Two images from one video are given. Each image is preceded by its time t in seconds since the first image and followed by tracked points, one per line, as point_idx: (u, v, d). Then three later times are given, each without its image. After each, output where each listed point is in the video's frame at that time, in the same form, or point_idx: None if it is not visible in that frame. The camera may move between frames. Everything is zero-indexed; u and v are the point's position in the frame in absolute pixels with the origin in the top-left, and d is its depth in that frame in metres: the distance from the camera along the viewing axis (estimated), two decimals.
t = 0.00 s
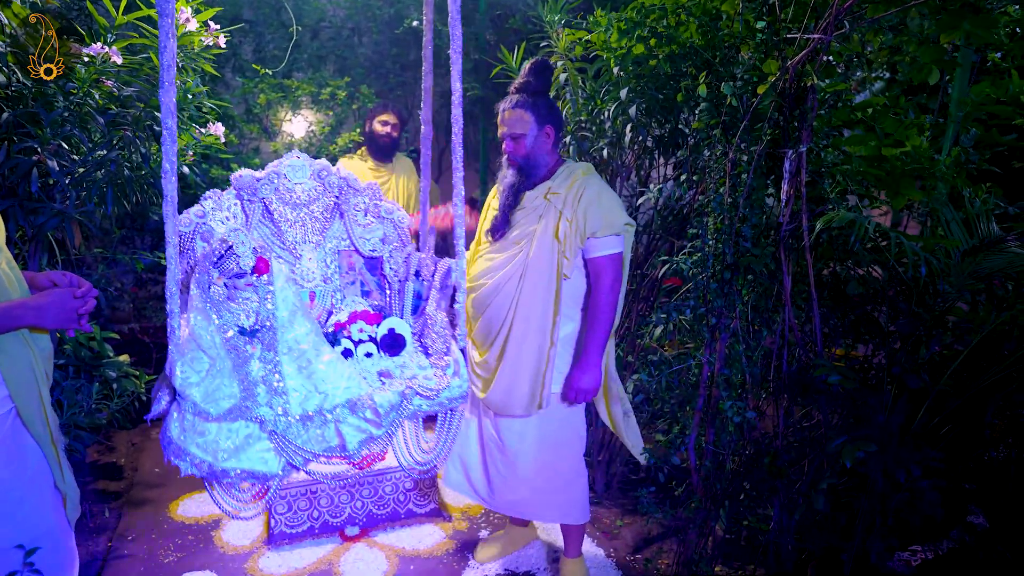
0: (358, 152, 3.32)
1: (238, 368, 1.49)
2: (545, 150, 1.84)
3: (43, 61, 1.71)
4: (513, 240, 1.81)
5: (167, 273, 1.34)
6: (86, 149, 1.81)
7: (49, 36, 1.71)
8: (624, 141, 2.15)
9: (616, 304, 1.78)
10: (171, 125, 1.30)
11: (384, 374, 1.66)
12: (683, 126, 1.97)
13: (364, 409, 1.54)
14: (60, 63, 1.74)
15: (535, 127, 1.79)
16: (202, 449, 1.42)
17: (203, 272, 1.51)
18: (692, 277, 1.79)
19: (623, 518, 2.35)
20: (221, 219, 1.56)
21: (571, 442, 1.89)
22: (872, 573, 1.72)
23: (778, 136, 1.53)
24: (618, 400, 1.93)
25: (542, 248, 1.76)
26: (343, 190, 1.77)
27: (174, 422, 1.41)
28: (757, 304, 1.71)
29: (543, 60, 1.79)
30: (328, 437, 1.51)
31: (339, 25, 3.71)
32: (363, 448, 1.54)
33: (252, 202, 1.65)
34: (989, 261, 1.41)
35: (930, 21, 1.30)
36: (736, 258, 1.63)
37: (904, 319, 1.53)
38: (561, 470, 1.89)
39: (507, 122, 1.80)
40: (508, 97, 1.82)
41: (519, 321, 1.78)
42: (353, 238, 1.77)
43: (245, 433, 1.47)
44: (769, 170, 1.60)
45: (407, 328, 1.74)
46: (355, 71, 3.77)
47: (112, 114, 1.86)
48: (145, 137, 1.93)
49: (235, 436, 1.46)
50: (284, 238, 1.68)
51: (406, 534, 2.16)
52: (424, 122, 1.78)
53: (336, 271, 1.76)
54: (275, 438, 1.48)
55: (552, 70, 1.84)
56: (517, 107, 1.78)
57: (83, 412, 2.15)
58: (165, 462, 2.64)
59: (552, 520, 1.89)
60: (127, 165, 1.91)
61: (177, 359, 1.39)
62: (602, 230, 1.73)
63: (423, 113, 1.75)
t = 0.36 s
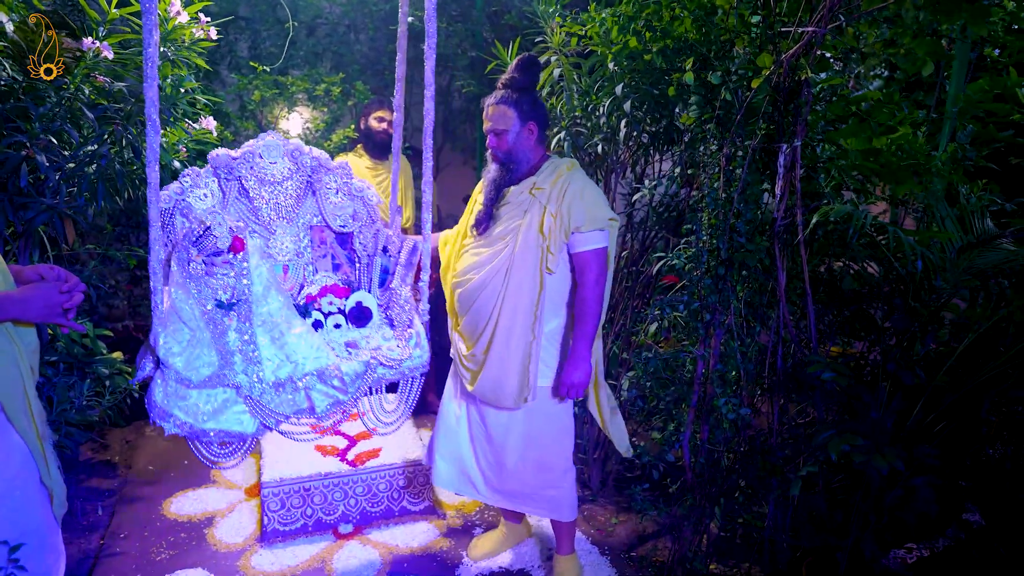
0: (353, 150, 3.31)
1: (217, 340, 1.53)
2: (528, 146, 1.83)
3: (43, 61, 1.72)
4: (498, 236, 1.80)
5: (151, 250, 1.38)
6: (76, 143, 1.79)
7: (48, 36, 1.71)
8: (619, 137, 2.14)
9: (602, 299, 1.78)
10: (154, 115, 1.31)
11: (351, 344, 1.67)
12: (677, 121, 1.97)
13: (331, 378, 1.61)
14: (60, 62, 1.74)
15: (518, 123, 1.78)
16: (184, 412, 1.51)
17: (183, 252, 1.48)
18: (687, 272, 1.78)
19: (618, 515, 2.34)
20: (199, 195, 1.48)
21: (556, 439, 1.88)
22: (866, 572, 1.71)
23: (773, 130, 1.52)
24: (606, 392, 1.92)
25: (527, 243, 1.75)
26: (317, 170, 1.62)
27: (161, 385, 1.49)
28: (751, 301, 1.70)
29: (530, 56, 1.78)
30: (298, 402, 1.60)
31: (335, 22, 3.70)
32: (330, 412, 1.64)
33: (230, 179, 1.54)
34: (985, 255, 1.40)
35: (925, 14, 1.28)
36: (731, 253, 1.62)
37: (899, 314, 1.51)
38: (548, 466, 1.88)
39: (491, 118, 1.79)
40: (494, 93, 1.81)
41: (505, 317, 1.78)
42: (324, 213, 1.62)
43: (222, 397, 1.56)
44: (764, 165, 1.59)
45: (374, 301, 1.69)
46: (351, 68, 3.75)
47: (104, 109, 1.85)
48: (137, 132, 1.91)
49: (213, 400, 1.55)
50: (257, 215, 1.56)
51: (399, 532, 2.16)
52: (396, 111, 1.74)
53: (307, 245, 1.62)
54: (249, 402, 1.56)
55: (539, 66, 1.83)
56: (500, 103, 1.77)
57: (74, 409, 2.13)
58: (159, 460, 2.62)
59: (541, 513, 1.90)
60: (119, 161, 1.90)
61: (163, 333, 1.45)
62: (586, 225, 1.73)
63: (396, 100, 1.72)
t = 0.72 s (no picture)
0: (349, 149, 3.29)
1: (201, 322, 1.67)
2: (515, 148, 1.82)
3: (43, 62, 1.73)
4: (486, 237, 1.78)
5: (138, 241, 1.49)
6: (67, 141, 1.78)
7: (48, 36, 1.72)
8: (614, 135, 2.12)
9: (589, 299, 1.78)
10: (140, 111, 1.42)
11: (331, 325, 1.83)
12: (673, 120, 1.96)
13: (311, 358, 1.75)
14: (60, 62, 1.75)
15: (505, 124, 1.77)
16: (171, 390, 1.64)
17: (168, 237, 1.62)
18: (682, 271, 1.77)
19: (615, 516, 2.33)
20: (184, 181, 1.62)
21: (546, 441, 1.86)
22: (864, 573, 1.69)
23: (768, 128, 1.51)
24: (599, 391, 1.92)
25: (516, 244, 1.74)
26: (298, 156, 1.77)
27: (147, 366, 1.62)
28: (747, 300, 1.69)
29: (520, 56, 1.77)
30: (279, 380, 1.74)
31: (331, 21, 3.70)
32: (310, 389, 1.78)
33: (213, 166, 1.68)
34: (984, 253, 1.40)
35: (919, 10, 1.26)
36: (726, 252, 1.61)
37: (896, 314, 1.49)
38: (537, 468, 1.86)
39: (479, 119, 1.78)
40: (483, 93, 1.80)
41: (493, 318, 1.77)
42: (306, 198, 1.79)
43: (207, 376, 1.69)
44: (758, 163, 1.58)
45: (353, 285, 1.86)
46: (347, 67, 3.74)
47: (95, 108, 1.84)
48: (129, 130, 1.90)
49: (199, 378, 1.68)
50: (241, 199, 1.72)
51: (394, 532, 2.14)
52: (379, 102, 1.85)
53: (290, 229, 1.79)
54: (232, 380, 1.70)
55: (528, 67, 1.82)
56: (488, 104, 1.76)
57: (66, 410, 2.12)
58: (155, 460, 2.62)
59: (531, 515, 1.89)
60: (111, 160, 1.89)
61: (150, 315, 1.60)
62: (574, 226, 1.72)
63: (379, 92, 1.84)
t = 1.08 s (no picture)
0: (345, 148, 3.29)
1: (194, 315, 1.66)
2: (510, 147, 1.81)
3: (42, 61, 1.71)
4: (482, 235, 1.77)
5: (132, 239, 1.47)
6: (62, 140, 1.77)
7: (47, 36, 1.70)
8: (612, 133, 2.11)
9: (583, 297, 1.78)
10: (133, 109, 1.41)
11: (322, 319, 1.83)
12: (671, 118, 1.94)
13: (303, 352, 1.76)
14: (60, 62, 1.73)
15: (501, 123, 1.76)
16: (164, 381, 1.64)
17: (161, 231, 1.61)
18: (679, 270, 1.76)
19: (613, 516, 2.32)
20: (178, 175, 1.61)
21: (541, 439, 1.85)
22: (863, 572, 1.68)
23: (767, 126, 1.50)
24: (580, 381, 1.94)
25: (512, 243, 1.73)
26: (292, 150, 1.75)
27: (141, 358, 1.61)
28: (745, 299, 1.68)
29: (516, 54, 1.75)
30: (271, 372, 1.75)
31: (329, 20, 3.68)
32: (302, 381, 1.79)
33: (206, 159, 1.65)
34: (985, 250, 1.39)
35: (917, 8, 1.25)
36: (724, 251, 1.60)
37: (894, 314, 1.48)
38: (533, 468, 1.85)
39: (473, 117, 1.76)
40: (478, 90, 1.78)
41: (488, 316, 1.76)
42: (300, 192, 1.77)
43: (200, 368, 1.69)
44: (755, 162, 1.57)
45: (346, 278, 1.85)
46: (344, 66, 3.73)
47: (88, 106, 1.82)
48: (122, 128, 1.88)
49: (193, 370, 1.68)
50: (234, 192, 1.69)
51: (391, 533, 2.14)
52: (373, 98, 1.83)
53: (284, 222, 1.77)
54: (226, 373, 1.70)
55: (524, 65, 1.80)
56: (483, 102, 1.74)
57: (60, 410, 2.11)
58: (151, 460, 2.60)
59: (527, 516, 1.88)
60: (104, 159, 1.87)
61: (144, 309, 1.58)
62: (570, 224, 1.72)
63: (372, 88, 1.81)
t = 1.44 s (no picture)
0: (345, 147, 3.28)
1: (197, 321, 1.64)
2: (513, 145, 1.80)
3: (43, 61, 1.69)
4: (485, 234, 1.75)
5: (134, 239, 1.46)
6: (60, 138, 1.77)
7: (48, 36, 1.68)
8: (613, 132, 2.10)
9: (588, 295, 1.77)
10: (134, 108, 1.40)
11: (329, 325, 1.80)
12: (673, 117, 1.94)
13: (309, 358, 1.73)
14: (60, 62, 1.72)
15: (503, 121, 1.75)
16: (166, 389, 1.62)
17: (164, 235, 1.60)
18: (682, 269, 1.75)
19: (615, 516, 2.31)
20: (182, 178, 1.61)
21: (544, 440, 1.84)
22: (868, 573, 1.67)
23: (770, 125, 1.49)
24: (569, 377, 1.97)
25: (516, 242, 1.72)
26: (297, 153, 1.76)
27: (141, 366, 1.59)
28: (748, 299, 1.67)
29: (517, 52, 1.74)
30: (276, 380, 1.72)
31: (329, 19, 3.67)
32: (308, 389, 1.76)
33: (211, 163, 1.67)
34: (989, 249, 1.39)
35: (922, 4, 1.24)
36: (727, 250, 1.58)
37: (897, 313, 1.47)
38: (537, 469, 1.85)
39: (475, 115, 1.75)
40: (479, 88, 1.77)
41: (493, 316, 1.75)
42: (305, 196, 1.77)
43: (203, 376, 1.67)
44: (758, 160, 1.56)
45: (352, 284, 1.83)
46: (345, 64, 3.71)
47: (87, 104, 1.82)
48: (120, 127, 1.89)
49: (195, 378, 1.65)
50: (239, 197, 1.71)
51: (391, 534, 2.12)
52: (378, 99, 1.82)
53: (289, 227, 1.77)
54: (229, 381, 1.67)
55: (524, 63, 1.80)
56: (485, 100, 1.73)
57: (58, 410, 2.09)
58: (150, 461, 2.59)
59: (531, 518, 1.87)
60: (102, 157, 1.87)
61: (146, 314, 1.57)
62: (574, 222, 1.71)
63: (377, 89, 1.80)
